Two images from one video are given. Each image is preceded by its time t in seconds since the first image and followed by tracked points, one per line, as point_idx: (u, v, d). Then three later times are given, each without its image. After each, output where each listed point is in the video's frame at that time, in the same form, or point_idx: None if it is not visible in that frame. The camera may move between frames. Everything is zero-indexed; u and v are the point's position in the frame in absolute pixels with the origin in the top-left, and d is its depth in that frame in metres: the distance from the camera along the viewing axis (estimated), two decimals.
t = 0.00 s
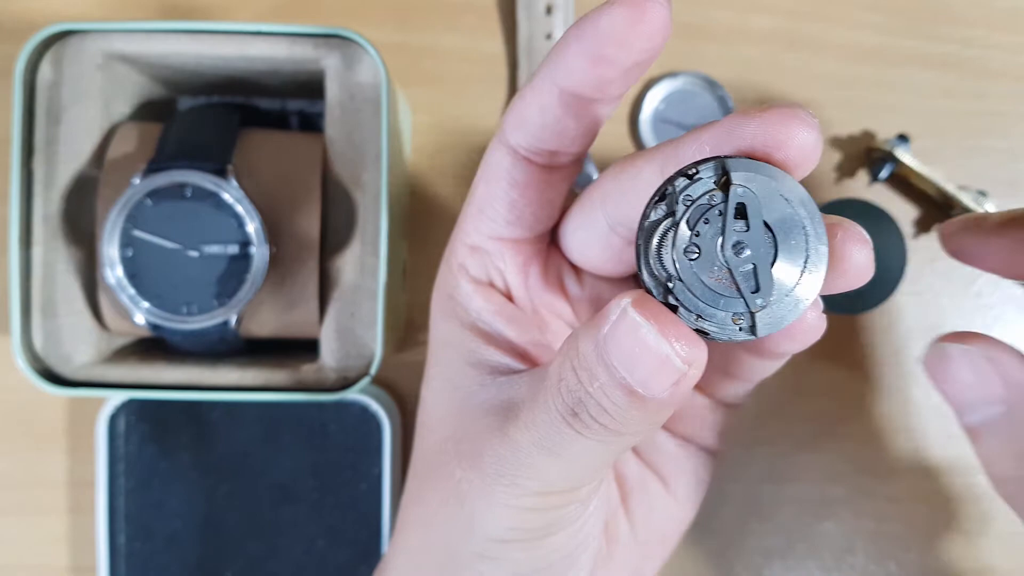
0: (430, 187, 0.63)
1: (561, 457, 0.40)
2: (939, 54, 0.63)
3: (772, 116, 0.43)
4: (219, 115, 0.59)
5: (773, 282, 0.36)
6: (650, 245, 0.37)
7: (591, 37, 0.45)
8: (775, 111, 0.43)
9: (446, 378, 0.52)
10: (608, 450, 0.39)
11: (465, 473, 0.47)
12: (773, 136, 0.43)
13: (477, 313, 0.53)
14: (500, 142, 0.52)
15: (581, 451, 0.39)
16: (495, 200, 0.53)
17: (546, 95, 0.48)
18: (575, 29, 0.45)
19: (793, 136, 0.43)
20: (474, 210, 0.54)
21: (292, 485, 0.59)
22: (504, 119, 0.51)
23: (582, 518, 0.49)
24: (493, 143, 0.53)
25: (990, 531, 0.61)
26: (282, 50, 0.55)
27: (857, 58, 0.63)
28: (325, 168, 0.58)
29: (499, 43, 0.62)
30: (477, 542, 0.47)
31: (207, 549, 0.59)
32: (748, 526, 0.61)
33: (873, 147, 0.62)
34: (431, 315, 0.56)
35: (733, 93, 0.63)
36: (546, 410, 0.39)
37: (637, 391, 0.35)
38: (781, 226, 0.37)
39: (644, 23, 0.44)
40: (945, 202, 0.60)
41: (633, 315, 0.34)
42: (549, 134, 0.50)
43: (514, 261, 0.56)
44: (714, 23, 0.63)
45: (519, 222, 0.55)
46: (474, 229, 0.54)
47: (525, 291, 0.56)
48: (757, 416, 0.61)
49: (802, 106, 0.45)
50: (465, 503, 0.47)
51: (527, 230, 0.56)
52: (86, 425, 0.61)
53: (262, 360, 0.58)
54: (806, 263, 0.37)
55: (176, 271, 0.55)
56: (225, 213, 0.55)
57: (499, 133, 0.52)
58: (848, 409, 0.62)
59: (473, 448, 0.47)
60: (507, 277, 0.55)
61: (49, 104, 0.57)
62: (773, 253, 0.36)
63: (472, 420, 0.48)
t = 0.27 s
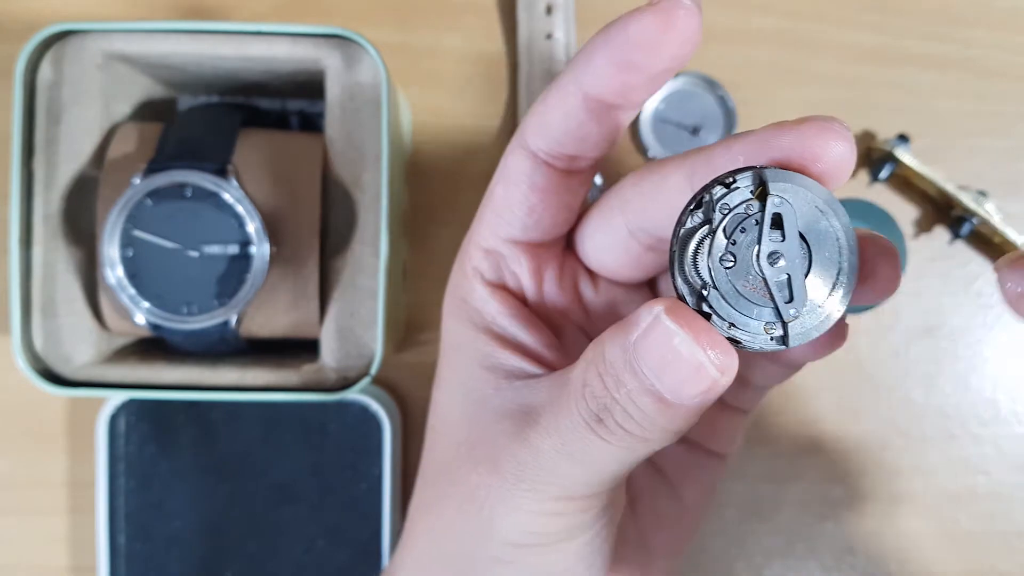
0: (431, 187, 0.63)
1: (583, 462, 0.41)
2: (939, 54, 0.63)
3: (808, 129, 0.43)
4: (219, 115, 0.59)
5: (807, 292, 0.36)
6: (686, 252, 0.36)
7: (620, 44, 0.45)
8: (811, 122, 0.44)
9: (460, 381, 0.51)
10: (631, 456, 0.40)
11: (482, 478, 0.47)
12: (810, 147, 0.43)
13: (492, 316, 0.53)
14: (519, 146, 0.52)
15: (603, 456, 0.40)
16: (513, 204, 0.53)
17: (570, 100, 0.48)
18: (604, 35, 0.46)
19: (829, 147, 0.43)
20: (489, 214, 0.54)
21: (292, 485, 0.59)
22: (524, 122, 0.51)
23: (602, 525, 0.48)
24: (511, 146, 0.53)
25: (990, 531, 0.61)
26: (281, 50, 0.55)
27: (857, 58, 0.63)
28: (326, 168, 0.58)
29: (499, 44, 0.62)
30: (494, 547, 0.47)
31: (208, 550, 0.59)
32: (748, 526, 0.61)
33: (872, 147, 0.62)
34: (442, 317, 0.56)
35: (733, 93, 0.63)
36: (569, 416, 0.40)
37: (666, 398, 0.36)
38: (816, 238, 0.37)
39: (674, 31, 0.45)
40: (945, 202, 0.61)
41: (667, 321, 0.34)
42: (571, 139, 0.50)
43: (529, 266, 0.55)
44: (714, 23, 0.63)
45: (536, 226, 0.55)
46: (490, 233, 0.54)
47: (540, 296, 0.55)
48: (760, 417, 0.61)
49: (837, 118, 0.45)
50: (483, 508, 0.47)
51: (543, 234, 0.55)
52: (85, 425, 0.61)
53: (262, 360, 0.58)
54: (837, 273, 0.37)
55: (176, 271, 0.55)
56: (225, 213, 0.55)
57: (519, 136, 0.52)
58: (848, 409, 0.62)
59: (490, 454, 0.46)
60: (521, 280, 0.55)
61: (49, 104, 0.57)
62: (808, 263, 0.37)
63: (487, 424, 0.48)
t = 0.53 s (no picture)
0: (430, 187, 0.63)
1: (586, 468, 0.41)
2: (939, 54, 0.63)
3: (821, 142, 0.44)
4: (219, 115, 0.59)
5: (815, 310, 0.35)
6: (694, 263, 0.36)
7: (631, 51, 0.45)
8: (825, 136, 0.44)
9: (462, 384, 0.51)
10: (634, 462, 0.40)
11: (486, 483, 0.46)
12: (824, 160, 0.43)
13: (496, 321, 0.53)
14: (526, 150, 0.52)
15: (606, 462, 0.40)
16: (519, 209, 0.53)
17: (579, 105, 0.48)
18: (614, 41, 0.45)
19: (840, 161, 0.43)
20: (495, 219, 0.54)
21: (292, 485, 0.59)
22: (531, 126, 0.51)
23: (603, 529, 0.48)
24: (518, 150, 0.53)
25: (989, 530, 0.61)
26: (282, 50, 0.55)
27: (857, 58, 0.63)
28: (326, 168, 0.58)
29: (499, 44, 0.62)
30: (496, 552, 0.47)
31: (208, 550, 0.59)
32: (748, 525, 0.61)
33: (872, 147, 0.61)
34: (447, 319, 0.57)
35: (733, 93, 0.63)
36: (572, 422, 0.40)
37: (670, 405, 0.36)
38: (829, 252, 0.36)
39: (687, 37, 0.44)
40: (945, 202, 0.61)
41: (672, 332, 0.34)
42: (579, 144, 0.50)
43: (534, 270, 0.55)
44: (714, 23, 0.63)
45: (541, 231, 0.54)
46: (494, 237, 0.55)
47: (544, 300, 0.55)
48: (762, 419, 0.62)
49: (848, 132, 0.45)
50: (484, 512, 0.47)
51: (549, 238, 0.55)
52: (86, 425, 0.61)
53: (263, 360, 0.58)
54: (848, 288, 0.36)
55: (176, 272, 0.55)
56: (225, 213, 0.55)
57: (526, 140, 0.52)
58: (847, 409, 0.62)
59: (494, 459, 0.46)
60: (525, 284, 0.55)
61: (50, 104, 0.57)
62: (819, 279, 0.36)
63: (490, 429, 0.47)
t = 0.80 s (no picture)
0: (430, 187, 0.63)
1: (586, 471, 0.41)
2: (939, 54, 0.63)
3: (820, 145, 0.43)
4: (219, 115, 0.59)
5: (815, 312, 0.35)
6: (693, 266, 0.36)
7: (629, 49, 0.45)
8: (825, 138, 0.44)
9: (461, 384, 0.51)
10: (633, 465, 0.40)
11: (484, 484, 0.46)
12: (823, 164, 0.43)
13: (495, 320, 0.53)
14: (525, 149, 0.52)
15: (606, 465, 0.40)
16: (518, 208, 0.53)
17: (577, 104, 0.48)
18: (612, 40, 0.45)
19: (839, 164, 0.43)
20: (494, 218, 0.54)
21: (291, 486, 0.59)
22: (529, 126, 0.51)
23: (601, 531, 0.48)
24: (517, 149, 0.53)
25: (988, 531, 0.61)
26: (282, 50, 0.55)
27: (857, 58, 0.63)
28: (326, 168, 0.58)
29: (499, 44, 0.62)
30: (494, 554, 0.47)
31: (206, 550, 0.59)
32: (748, 525, 0.61)
33: (872, 147, 0.61)
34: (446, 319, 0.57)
35: (733, 93, 0.63)
36: (572, 424, 0.40)
37: (670, 409, 0.36)
38: (829, 256, 0.36)
39: (685, 34, 0.44)
40: (945, 203, 0.60)
41: (671, 336, 0.34)
42: (577, 143, 0.50)
43: (533, 270, 0.55)
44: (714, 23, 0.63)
45: (540, 231, 0.54)
46: (493, 236, 0.55)
47: (543, 301, 0.55)
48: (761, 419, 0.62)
49: (847, 134, 0.45)
50: (481, 514, 0.47)
51: (548, 239, 0.55)
52: (86, 425, 0.61)
53: (263, 360, 0.58)
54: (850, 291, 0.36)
55: (176, 272, 0.55)
56: (225, 213, 0.55)
57: (525, 140, 0.52)
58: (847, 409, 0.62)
59: (493, 460, 0.46)
60: (524, 285, 0.55)
61: (50, 104, 0.57)
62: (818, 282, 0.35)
63: (490, 430, 0.47)
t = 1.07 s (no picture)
0: (430, 188, 0.63)
1: (597, 474, 0.41)
2: (939, 54, 0.63)
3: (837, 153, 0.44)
4: (219, 115, 0.59)
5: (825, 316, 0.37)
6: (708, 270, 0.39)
7: (647, 56, 0.44)
8: (841, 147, 0.44)
9: (467, 388, 0.52)
10: (645, 468, 0.40)
11: (492, 485, 0.46)
12: (841, 169, 0.44)
13: (503, 323, 0.53)
14: (537, 152, 0.52)
15: (617, 469, 0.40)
16: (529, 211, 0.53)
17: (592, 109, 0.48)
18: (629, 45, 0.45)
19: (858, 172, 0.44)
20: (504, 221, 0.54)
21: (291, 486, 0.59)
22: (542, 128, 0.51)
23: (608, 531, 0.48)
24: (529, 151, 0.53)
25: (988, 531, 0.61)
26: (283, 51, 0.55)
27: (857, 58, 0.63)
28: (326, 168, 0.58)
29: (499, 44, 0.62)
30: (504, 554, 0.47)
31: (206, 550, 0.59)
32: (748, 525, 0.61)
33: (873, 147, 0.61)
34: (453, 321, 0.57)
35: (733, 93, 0.63)
36: (583, 427, 0.40)
37: (685, 414, 0.36)
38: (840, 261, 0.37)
39: (703, 43, 0.43)
40: (944, 203, 0.60)
41: (688, 341, 0.34)
42: (590, 148, 0.50)
43: (542, 273, 0.55)
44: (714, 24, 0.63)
45: (550, 233, 0.54)
46: (503, 239, 0.54)
47: (551, 303, 0.56)
48: (769, 420, 0.62)
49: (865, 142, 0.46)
50: (489, 517, 0.47)
51: (558, 241, 0.55)
52: (85, 425, 0.61)
53: (263, 360, 0.58)
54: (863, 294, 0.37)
55: (177, 272, 0.55)
56: (226, 213, 0.55)
57: (537, 142, 0.52)
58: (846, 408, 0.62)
59: (501, 462, 0.46)
60: (533, 287, 0.55)
61: (50, 104, 0.57)
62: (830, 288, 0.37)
63: (496, 432, 0.47)
